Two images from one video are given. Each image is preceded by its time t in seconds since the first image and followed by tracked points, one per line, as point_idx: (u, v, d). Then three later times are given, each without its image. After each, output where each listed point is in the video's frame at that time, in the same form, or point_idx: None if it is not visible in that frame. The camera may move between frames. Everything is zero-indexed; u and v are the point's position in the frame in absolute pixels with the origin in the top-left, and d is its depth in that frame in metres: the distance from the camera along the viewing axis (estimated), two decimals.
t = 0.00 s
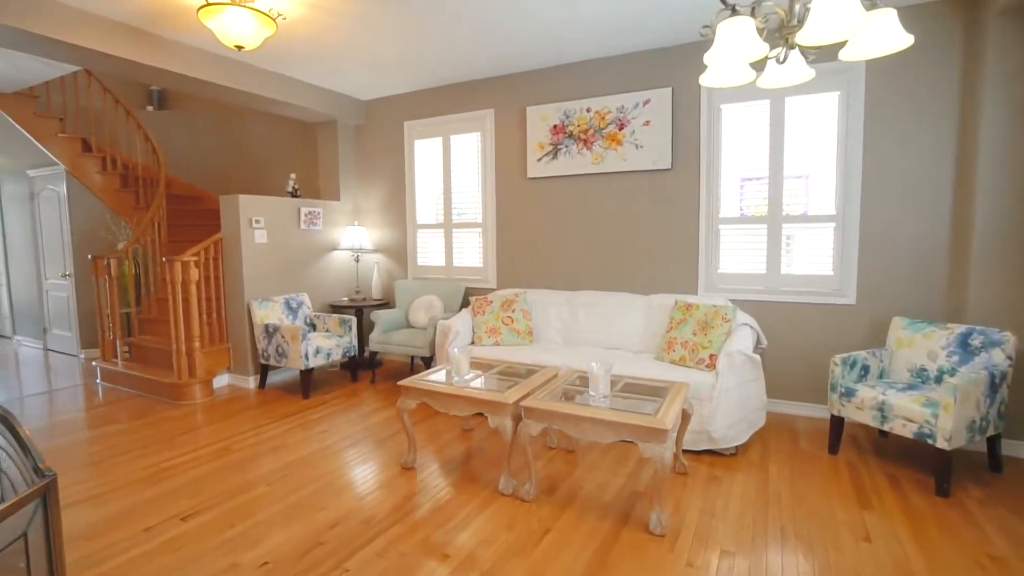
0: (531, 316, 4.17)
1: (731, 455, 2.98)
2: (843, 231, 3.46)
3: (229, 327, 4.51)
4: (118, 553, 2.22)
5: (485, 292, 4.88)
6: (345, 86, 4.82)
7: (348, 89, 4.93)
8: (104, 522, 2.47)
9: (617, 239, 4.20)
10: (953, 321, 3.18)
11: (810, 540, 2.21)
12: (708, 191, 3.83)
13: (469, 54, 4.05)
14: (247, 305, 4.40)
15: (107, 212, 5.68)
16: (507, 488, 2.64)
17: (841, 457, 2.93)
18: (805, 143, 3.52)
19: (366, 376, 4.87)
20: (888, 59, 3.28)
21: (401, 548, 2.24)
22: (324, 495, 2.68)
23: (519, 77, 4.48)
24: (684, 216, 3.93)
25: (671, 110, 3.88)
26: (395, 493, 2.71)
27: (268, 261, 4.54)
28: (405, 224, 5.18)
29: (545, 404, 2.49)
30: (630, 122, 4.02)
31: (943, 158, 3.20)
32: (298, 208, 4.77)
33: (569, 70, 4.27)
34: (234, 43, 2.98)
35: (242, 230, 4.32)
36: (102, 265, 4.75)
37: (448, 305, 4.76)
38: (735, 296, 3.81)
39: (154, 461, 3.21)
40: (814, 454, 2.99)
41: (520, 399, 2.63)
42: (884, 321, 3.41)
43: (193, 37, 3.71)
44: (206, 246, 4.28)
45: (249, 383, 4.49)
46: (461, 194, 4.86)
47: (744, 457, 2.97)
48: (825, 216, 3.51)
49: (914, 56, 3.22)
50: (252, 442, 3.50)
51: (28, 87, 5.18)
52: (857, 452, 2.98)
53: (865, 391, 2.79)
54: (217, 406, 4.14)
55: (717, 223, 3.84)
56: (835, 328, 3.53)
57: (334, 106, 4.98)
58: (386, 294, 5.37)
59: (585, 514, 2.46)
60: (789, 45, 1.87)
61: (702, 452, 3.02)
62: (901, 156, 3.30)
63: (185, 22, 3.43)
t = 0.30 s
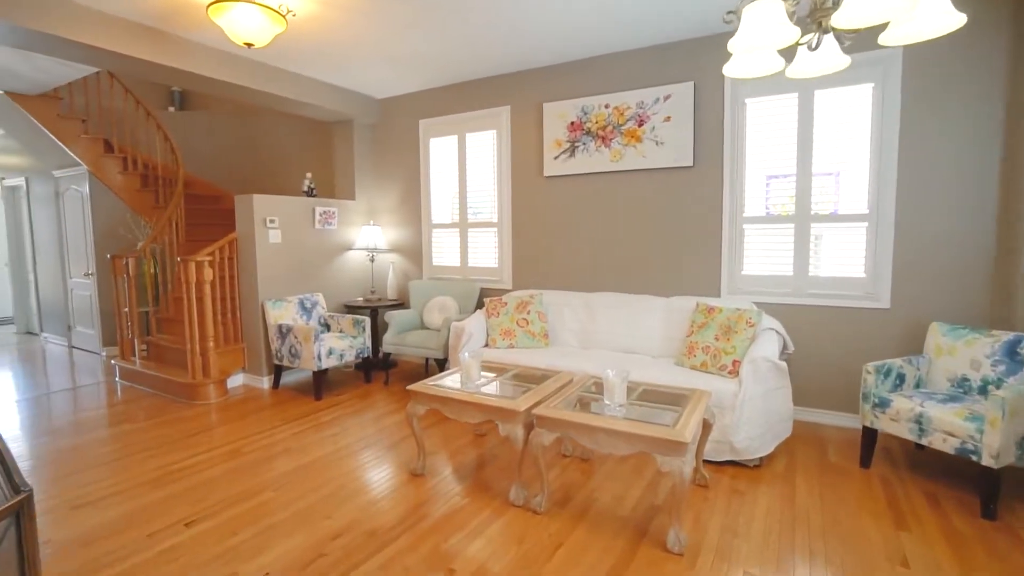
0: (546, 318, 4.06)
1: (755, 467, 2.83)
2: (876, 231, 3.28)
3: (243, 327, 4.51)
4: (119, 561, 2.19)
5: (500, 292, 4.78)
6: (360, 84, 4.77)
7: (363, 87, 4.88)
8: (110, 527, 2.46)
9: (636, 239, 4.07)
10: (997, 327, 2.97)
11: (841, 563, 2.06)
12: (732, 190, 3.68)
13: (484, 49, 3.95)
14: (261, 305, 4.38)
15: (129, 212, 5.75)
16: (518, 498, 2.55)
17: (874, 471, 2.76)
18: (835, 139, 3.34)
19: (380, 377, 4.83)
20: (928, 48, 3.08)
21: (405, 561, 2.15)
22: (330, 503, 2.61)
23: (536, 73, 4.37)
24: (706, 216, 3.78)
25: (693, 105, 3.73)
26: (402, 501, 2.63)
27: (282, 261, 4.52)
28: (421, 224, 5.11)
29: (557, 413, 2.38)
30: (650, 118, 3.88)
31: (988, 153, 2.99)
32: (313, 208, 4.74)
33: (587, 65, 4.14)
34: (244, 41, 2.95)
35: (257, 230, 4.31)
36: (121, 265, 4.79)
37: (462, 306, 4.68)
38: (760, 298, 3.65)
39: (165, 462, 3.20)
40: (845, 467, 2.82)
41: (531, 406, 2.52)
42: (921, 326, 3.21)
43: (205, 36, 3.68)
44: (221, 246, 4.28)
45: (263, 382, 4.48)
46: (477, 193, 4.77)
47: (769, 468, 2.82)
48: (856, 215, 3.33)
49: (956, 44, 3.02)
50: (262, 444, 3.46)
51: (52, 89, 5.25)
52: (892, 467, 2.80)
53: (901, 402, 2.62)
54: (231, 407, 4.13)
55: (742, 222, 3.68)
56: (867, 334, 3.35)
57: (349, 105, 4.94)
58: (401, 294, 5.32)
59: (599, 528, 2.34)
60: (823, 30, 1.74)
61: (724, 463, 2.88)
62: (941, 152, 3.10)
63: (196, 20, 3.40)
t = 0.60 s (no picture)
0: (563, 320, 3.95)
1: (780, 481, 2.67)
2: (914, 231, 3.08)
3: (258, 326, 4.50)
4: (121, 565, 2.17)
5: (517, 293, 4.68)
6: (376, 81, 4.72)
7: (379, 85, 4.83)
8: (116, 529, 2.44)
9: (656, 239, 3.92)
10: None
11: None
12: (757, 187, 3.51)
13: (500, 44, 3.85)
14: (276, 305, 4.37)
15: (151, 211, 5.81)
16: (529, 510, 2.45)
17: (910, 488, 2.58)
18: (869, 133, 3.15)
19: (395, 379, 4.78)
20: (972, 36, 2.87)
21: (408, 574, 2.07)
22: (335, 509, 2.55)
23: (554, 69, 4.25)
24: (730, 215, 3.62)
25: (717, 99, 3.57)
26: (409, 509, 2.55)
27: (297, 260, 4.50)
28: (436, 223, 5.04)
29: (570, 422, 2.27)
30: (671, 113, 3.74)
31: None
32: (329, 207, 4.72)
33: (606, 60, 4.01)
34: (253, 39, 2.90)
35: (272, 229, 4.30)
36: (140, 264, 4.84)
37: (478, 307, 4.60)
38: (786, 302, 3.48)
39: (175, 463, 3.19)
40: (879, 483, 2.65)
41: (543, 414, 2.42)
42: (963, 333, 3.01)
43: (218, 35, 3.66)
44: (236, 245, 4.28)
45: (277, 382, 4.47)
46: (493, 191, 4.68)
47: (796, 482, 2.67)
48: (891, 214, 3.13)
49: (1003, 31, 2.81)
50: (273, 445, 3.43)
51: (76, 90, 5.33)
52: (930, 484, 2.62)
53: (941, 414, 2.44)
54: (245, 406, 4.13)
55: (767, 221, 3.51)
56: (903, 340, 3.15)
57: (365, 104, 4.90)
58: (416, 294, 5.26)
59: (612, 544, 2.23)
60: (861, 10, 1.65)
61: (747, 476, 2.73)
62: (985, 147, 2.89)
63: (208, 19, 3.37)
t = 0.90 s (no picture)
0: (580, 322, 3.83)
1: (810, 496, 2.50)
2: (957, 231, 2.87)
3: (275, 325, 4.50)
4: (124, 567, 2.14)
5: (534, 294, 4.58)
6: (393, 79, 4.67)
7: (396, 83, 4.78)
8: (122, 528, 2.43)
9: (678, 238, 3.77)
10: None
11: None
12: (786, 184, 3.34)
13: (517, 39, 3.76)
14: (291, 304, 4.36)
15: (174, 211, 5.88)
16: (540, 520, 2.34)
17: (954, 508, 2.39)
18: (908, 126, 2.95)
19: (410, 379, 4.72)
20: None
21: None
22: (342, 514, 2.48)
23: (573, 63, 4.13)
24: (757, 213, 3.45)
25: (743, 92, 3.41)
26: (416, 516, 2.47)
27: (313, 259, 4.49)
28: (453, 222, 4.97)
29: (583, 430, 2.16)
30: (695, 107, 3.59)
31: None
32: (345, 206, 4.69)
33: (626, 53, 3.88)
34: (265, 34, 2.86)
35: (288, 228, 4.28)
36: (162, 263, 4.89)
37: (494, 308, 4.51)
38: (817, 305, 3.30)
39: (187, 462, 3.18)
40: (919, 501, 2.46)
41: (555, 421, 2.31)
42: (1011, 340, 2.79)
43: (234, 34, 3.65)
44: (253, 244, 4.29)
45: (293, 381, 4.46)
46: (510, 189, 4.58)
47: (826, 498, 2.50)
48: (932, 212, 2.93)
49: None
50: (285, 446, 3.39)
51: (103, 92, 5.42)
52: (976, 504, 2.42)
53: (991, 430, 2.24)
54: (260, 405, 4.12)
55: (797, 220, 3.33)
56: (944, 348, 2.95)
57: (382, 102, 4.86)
58: (433, 294, 5.20)
59: (627, 560, 2.10)
60: None
61: (773, 490, 2.57)
62: None
63: (223, 17, 3.36)
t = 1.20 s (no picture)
0: (599, 324, 3.70)
1: (841, 514, 2.34)
2: (1007, 230, 2.66)
3: (292, 324, 4.50)
4: (128, 568, 2.11)
5: (553, 295, 4.47)
6: (411, 76, 4.62)
7: (414, 80, 4.73)
8: (131, 528, 2.42)
9: (702, 237, 3.62)
10: None
11: None
12: (818, 180, 3.16)
13: (535, 32, 3.65)
14: (308, 303, 4.35)
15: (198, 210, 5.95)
16: (551, 533, 2.23)
17: (1003, 531, 2.20)
18: (954, 117, 2.75)
19: (426, 380, 4.67)
20: None
21: None
22: (349, 519, 2.43)
23: (593, 57, 4.01)
24: (786, 212, 3.28)
25: (771, 84, 3.24)
26: (423, 523, 2.39)
27: (329, 258, 4.47)
28: (471, 221, 4.89)
29: (596, 439, 2.05)
30: (720, 100, 3.43)
31: None
32: (363, 205, 4.66)
33: (649, 46, 3.74)
34: (277, 31, 2.83)
35: (305, 227, 4.27)
36: (183, 261, 4.95)
37: (512, 309, 4.42)
38: (850, 308, 3.11)
39: (201, 460, 3.17)
40: (964, 522, 2.27)
41: (568, 429, 2.20)
42: None
43: (251, 33, 3.64)
44: (270, 243, 4.30)
45: (309, 380, 4.45)
46: (528, 187, 4.48)
47: (860, 516, 2.33)
48: (979, 210, 2.72)
49: None
50: (297, 446, 3.36)
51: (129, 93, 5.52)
52: None
53: None
54: (276, 404, 4.11)
55: (829, 218, 3.15)
56: (992, 356, 2.74)
57: (400, 99, 4.82)
58: (450, 294, 5.13)
59: None
60: None
61: (801, 505, 2.41)
62: None
63: (240, 16, 3.35)
